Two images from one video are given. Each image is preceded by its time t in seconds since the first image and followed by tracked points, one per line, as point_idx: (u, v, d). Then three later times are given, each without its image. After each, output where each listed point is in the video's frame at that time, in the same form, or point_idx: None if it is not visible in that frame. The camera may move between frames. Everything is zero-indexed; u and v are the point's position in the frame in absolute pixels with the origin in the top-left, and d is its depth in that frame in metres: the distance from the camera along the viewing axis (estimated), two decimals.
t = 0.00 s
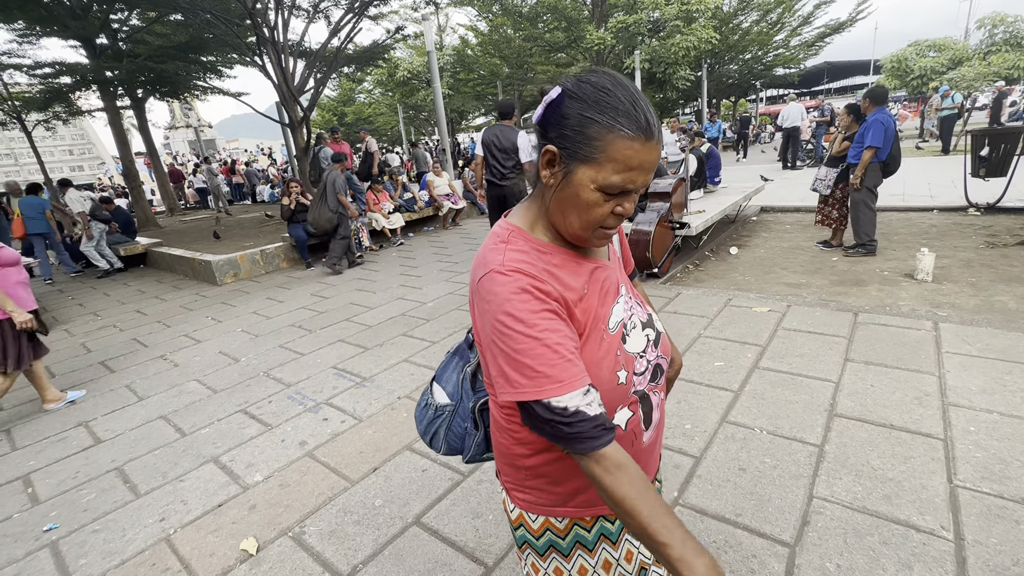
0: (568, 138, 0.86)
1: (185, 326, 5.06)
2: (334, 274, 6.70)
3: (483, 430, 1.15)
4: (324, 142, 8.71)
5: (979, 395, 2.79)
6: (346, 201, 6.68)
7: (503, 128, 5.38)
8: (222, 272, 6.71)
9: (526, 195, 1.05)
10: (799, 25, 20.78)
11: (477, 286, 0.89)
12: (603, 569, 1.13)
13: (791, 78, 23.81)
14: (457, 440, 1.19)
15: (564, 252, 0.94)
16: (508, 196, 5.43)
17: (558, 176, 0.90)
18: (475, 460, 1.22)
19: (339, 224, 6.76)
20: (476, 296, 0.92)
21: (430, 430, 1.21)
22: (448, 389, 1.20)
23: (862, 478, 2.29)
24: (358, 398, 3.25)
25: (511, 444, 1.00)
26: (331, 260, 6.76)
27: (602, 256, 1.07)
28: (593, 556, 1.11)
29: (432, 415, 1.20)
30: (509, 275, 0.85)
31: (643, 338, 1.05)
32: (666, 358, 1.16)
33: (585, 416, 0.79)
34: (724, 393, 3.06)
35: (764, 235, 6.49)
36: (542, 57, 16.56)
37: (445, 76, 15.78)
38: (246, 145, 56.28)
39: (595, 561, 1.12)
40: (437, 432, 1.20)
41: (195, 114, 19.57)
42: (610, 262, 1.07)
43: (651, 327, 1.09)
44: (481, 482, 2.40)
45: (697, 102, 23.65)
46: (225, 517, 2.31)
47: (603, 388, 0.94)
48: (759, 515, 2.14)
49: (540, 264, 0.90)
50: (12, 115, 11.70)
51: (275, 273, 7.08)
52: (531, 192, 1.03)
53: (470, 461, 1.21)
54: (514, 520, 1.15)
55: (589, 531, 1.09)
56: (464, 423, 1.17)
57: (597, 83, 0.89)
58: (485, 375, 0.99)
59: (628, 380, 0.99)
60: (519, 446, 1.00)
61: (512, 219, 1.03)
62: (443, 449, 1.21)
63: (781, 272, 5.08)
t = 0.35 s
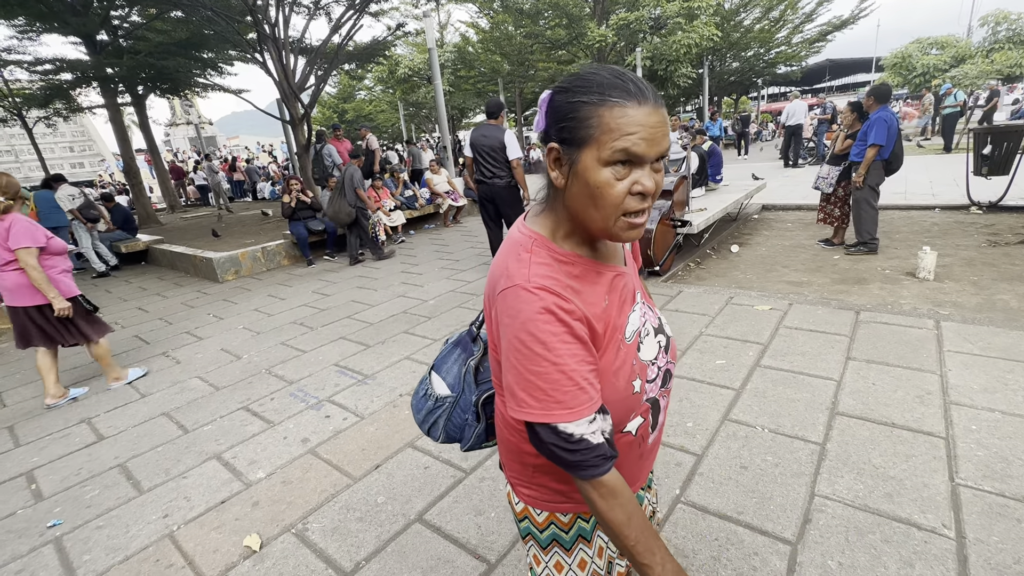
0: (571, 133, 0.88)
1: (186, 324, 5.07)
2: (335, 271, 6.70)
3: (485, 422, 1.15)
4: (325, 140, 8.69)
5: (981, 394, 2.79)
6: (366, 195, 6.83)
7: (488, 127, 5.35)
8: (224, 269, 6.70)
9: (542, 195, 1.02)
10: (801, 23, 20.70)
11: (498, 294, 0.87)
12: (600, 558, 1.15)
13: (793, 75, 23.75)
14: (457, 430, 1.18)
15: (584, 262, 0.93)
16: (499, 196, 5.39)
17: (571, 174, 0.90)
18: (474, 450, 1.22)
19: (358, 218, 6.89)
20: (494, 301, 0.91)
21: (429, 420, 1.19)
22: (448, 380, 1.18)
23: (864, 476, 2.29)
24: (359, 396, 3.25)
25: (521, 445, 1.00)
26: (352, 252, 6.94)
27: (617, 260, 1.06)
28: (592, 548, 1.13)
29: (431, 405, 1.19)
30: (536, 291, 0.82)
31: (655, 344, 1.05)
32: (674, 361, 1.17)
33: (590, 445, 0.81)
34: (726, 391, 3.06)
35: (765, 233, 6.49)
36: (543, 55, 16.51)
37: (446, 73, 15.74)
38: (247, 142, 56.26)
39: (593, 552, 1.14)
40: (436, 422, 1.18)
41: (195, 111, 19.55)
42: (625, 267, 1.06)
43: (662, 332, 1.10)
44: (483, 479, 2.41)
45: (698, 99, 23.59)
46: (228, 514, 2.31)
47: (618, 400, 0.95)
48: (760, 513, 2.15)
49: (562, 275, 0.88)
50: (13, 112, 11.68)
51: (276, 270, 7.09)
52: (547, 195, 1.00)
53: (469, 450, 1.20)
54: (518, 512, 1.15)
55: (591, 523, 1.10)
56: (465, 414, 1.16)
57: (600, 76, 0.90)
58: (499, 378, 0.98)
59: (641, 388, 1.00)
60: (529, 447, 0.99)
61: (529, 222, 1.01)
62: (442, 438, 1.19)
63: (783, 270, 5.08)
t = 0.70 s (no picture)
0: (527, 111, 0.92)
1: (184, 321, 5.06)
2: (334, 268, 6.69)
3: (490, 426, 1.15)
4: (325, 137, 8.64)
5: (979, 392, 2.80)
6: (389, 191, 7.20)
7: (482, 127, 5.46)
8: (222, 265, 6.69)
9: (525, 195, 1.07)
10: (801, 21, 20.70)
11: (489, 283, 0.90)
12: (607, 563, 1.16)
13: (792, 73, 23.76)
14: (462, 437, 1.18)
15: (574, 240, 0.94)
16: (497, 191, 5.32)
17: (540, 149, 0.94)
18: (479, 456, 1.21)
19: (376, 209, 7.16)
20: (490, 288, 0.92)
21: (435, 427, 1.19)
22: (452, 385, 1.18)
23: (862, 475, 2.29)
24: (358, 393, 3.25)
25: (523, 440, 0.99)
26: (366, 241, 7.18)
27: (613, 244, 1.06)
28: (599, 551, 1.14)
29: (436, 411, 1.19)
30: (523, 261, 0.85)
31: (655, 328, 1.04)
32: (676, 349, 1.16)
33: (580, 405, 0.75)
34: (725, 389, 3.06)
35: (764, 231, 6.49)
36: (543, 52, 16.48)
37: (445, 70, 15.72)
38: (246, 139, 56.18)
39: (600, 556, 1.15)
40: (442, 428, 1.18)
41: (194, 108, 19.51)
42: (621, 251, 1.06)
43: (663, 317, 1.10)
44: (482, 477, 2.40)
45: (697, 98, 23.59)
46: (227, 511, 2.31)
47: (618, 378, 0.93)
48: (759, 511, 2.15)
49: (551, 252, 0.89)
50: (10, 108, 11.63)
51: (275, 267, 7.08)
52: (529, 190, 1.04)
53: (474, 457, 1.20)
54: (520, 516, 1.14)
55: (597, 526, 1.11)
56: (470, 418, 1.16)
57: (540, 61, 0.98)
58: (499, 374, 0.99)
59: (643, 369, 0.99)
60: (530, 442, 0.98)
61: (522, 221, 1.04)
62: (447, 446, 1.20)
63: (782, 269, 5.08)
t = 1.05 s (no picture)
0: (501, 112, 0.93)
1: (181, 319, 5.04)
2: (331, 267, 6.67)
3: (483, 428, 1.13)
4: (322, 134, 8.58)
5: (975, 392, 2.81)
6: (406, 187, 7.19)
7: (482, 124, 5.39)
8: (219, 263, 6.66)
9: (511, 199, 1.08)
10: (799, 21, 20.75)
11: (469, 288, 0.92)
12: (604, 573, 1.11)
13: (789, 73, 23.83)
14: (458, 439, 1.19)
15: (555, 238, 0.93)
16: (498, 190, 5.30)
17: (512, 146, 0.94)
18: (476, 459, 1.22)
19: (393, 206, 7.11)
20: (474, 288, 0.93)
21: (432, 428, 1.21)
22: (450, 387, 1.20)
23: (860, 474, 2.30)
24: (356, 392, 3.25)
25: (511, 442, 1.00)
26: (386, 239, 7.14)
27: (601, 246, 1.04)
28: (594, 559, 1.09)
29: (434, 413, 1.21)
30: (495, 253, 0.86)
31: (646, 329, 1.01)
32: (672, 353, 1.13)
33: (533, 358, 0.72)
34: (723, 389, 3.07)
35: (762, 231, 6.50)
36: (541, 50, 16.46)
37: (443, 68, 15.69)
38: (243, 135, 56.04)
39: (595, 563, 1.10)
40: (439, 430, 1.20)
41: (191, 105, 19.43)
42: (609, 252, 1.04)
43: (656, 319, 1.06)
44: (481, 475, 2.40)
45: (696, 97, 23.65)
46: (224, 510, 2.30)
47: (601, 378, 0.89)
48: (757, 510, 2.16)
49: (527, 245, 0.89)
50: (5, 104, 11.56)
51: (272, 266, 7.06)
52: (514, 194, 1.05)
53: (471, 460, 1.20)
54: (513, 519, 1.15)
55: (590, 533, 1.07)
56: (465, 421, 1.16)
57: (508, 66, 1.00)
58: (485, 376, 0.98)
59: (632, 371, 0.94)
60: (518, 444, 0.99)
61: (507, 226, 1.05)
62: (446, 447, 1.22)
63: (780, 268, 5.10)
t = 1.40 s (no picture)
0: (480, 114, 0.91)
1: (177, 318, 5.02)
2: (327, 266, 6.65)
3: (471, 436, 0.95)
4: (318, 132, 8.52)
5: (969, 393, 2.82)
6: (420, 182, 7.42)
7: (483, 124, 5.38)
8: (216, 263, 6.63)
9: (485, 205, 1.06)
10: (796, 23, 20.82)
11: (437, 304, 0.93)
12: None
13: (787, 74, 23.90)
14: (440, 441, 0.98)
15: (525, 253, 0.91)
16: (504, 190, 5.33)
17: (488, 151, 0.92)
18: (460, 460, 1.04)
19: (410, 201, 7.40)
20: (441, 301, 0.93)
21: (410, 429, 1.00)
22: (429, 388, 0.99)
23: (854, 474, 2.31)
24: (353, 391, 3.24)
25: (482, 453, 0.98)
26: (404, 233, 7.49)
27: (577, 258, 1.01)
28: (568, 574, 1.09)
29: (411, 413, 1.00)
30: (459, 269, 0.86)
31: (622, 349, 0.97)
32: (652, 370, 1.08)
33: (465, 387, 0.73)
34: (719, 389, 3.07)
35: (759, 232, 6.52)
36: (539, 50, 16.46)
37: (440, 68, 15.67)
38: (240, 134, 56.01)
39: None
40: (416, 432, 0.99)
41: (187, 103, 19.35)
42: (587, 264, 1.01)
43: (634, 337, 1.01)
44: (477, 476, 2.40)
45: (693, 98, 23.71)
46: (220, 510, 2.29)
47: (563, 404, 0.86)
48: (753, 510, 2.16)
49: (491, 261, 0.87)
50: None
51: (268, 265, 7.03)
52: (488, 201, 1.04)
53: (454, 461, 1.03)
54: (489, 527, 1.12)
55: (566, 547, 1.07)
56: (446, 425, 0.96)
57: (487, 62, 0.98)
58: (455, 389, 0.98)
59: (600, 394, 0.91)
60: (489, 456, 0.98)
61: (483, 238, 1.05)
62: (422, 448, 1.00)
63: (776, 269, 5.11)
